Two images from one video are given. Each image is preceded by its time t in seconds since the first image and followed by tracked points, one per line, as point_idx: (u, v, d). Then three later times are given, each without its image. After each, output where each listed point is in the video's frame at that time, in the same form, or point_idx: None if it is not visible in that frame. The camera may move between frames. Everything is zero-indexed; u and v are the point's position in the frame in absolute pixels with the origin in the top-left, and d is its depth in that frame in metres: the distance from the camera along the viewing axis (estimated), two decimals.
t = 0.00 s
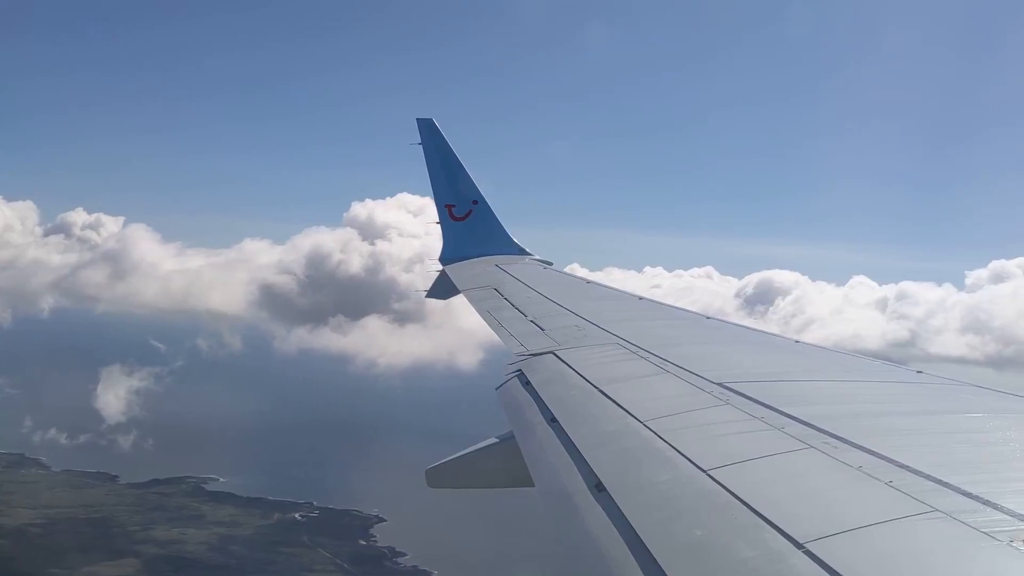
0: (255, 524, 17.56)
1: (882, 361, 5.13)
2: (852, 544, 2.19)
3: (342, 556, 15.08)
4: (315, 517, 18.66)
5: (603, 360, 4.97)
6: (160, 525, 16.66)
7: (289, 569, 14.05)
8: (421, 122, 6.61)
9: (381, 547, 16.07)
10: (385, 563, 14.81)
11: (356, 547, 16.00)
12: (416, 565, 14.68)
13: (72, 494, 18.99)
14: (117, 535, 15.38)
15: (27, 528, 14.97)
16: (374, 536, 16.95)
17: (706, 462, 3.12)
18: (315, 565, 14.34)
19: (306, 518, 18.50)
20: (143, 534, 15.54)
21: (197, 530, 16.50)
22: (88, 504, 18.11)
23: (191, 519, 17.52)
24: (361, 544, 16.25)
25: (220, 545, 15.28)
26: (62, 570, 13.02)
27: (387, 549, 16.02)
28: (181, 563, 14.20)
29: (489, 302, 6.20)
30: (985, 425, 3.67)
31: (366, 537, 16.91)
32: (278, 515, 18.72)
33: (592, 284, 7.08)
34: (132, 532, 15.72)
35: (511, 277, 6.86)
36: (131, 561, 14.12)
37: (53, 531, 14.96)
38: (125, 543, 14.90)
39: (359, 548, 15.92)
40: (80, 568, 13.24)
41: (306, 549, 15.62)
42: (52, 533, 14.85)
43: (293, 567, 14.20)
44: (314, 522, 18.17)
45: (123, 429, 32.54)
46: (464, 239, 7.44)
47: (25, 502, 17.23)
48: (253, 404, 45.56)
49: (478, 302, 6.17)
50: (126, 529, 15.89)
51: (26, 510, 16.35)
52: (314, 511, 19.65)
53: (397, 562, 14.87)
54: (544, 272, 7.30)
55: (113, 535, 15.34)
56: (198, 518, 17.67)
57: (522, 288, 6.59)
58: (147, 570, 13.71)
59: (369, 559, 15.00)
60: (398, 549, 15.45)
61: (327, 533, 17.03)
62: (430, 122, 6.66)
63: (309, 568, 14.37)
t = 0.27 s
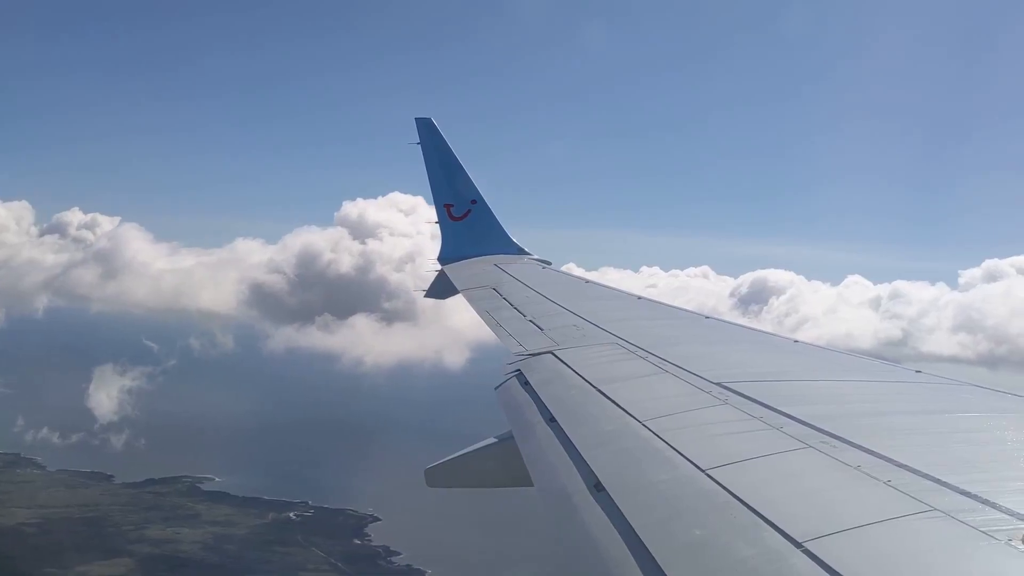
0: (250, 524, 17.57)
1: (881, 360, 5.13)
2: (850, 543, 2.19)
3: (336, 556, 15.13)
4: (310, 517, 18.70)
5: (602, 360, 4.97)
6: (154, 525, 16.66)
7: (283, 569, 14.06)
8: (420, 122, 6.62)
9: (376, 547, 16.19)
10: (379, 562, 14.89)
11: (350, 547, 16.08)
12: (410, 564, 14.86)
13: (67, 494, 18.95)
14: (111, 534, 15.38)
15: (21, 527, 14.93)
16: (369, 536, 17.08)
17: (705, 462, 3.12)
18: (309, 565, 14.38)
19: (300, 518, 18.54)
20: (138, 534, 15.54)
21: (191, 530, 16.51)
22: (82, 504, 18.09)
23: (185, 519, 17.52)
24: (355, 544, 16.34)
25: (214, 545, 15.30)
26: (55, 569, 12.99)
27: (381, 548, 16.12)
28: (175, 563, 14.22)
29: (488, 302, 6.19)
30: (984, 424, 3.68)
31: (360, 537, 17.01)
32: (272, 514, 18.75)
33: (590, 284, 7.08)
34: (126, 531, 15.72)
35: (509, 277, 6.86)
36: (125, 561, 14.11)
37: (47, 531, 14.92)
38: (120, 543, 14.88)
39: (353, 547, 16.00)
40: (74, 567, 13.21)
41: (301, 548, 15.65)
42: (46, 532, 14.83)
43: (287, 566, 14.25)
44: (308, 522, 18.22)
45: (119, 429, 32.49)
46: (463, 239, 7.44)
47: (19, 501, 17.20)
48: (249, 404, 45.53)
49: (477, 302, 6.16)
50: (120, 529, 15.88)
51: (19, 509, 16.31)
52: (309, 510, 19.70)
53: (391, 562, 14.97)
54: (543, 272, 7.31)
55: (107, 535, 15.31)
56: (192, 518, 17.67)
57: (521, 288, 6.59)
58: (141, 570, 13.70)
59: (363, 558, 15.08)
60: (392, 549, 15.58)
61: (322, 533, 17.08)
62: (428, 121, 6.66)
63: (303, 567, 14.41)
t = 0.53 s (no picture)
0: (244, 523, 17.57)
1: (880, 360, 5.13)
2: (850, 543, 2.19)
3: (331, 555, 15.15)
4: (304, 517, 18.71)
5: (601, 360, 4.97)
6: (149, 525, 16.65)
7: (277, 568, 14.06)
8: (419, 122, 6.62)
9: (370, 546, 16.24)
10: (373, 561, 14.91)
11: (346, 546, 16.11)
12: (404, 564, 14.96)
13: (61, 494, 18.91)
14: (105, 534, 15.33)
15: (15, 527, 14.88)
16: (364, 536, 17.14)
17: (704, 461, 3.12)
18: (303, 565, 14.37)
19: (295, 518, 18.54)
20: (132, 534, 15.53)
21: (186, 530, 16.50)
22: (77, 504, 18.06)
23: (180, 518, 17.51)
24: (350, 544, 16.37)
25: (209, 544, 15.29)
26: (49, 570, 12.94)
27: (375, 548, 16.16)
28: (169, 563, 14.20)
29: (487, 301, 6.20)
30: (984, 423, 3.68)
31: (355, 537, 17.05)
32: (267, 514, 18.76)
33: (590, 284, 7.08)
34: (120, 531, 15.69)
35: (509, 276, 6.86)
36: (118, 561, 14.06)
37: (41, 531, 14.87)
38: (114, 543, 14.86)
39: (348, 548, 16.02)
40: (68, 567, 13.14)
41: (295, 548, 15.65)
42: (41, 532, 14.79)
43: (281, 566, 14.25)
44: (303, 521, 18.23)
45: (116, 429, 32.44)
46: (463, 238, 7.44)
47: (14, 501, 17.15)
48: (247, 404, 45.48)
49: (475, 301, 6.17)
50: (115, 529, 15.85)
51: (14, 509, 16.27)
52: (304, 510, 19.71)
53: (385, 561, 15.01)
54: (542, 271, 7.31)
55: (101, 535, 15.28)
56: (187, 518, 17.66)
57: (520, 288, 6.58)
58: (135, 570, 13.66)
59: (357, 558, 15.09)
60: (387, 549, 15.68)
61: (317, 532, 17.10)
62: (427, 121, 6.67)
63: (297, 567, 14.41)
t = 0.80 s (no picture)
0: (239, 522, 17.57)
1: (879, 358, 5.13)
2: (850, 541, 2.19)
3: (325, 554, 15.17)
4: (299, 516, 18.71)
5: (600, 359, 4.97)
6: (143, 524, 16.62)
7: (270, 566, 14.06)
8: (418, 121, 6.62)
9: (365, 545, 16.27)
10: (368, 560, 14.93)
11: (341, 545, 16.11)
12: (400, 563, 15.04)
13: (57, 494, 18.89)
14: (100, 534, 15.29)
15: (9, 527, 14.83)
16: (359, 535, 17.15)
17: (703, 460, 3.12)
18: (297, 565, 14.34)
19: (289, 517, 18.54)
20: (127, 533, 15.53)
21: (180, 529, 16.49)
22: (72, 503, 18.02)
23: (175, 518, 17.50)
24: (345, 543, 16.37)
25: (204, 544, 15.28)
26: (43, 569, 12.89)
27: (370, 547, 16.20)
28: (163, 562, 14.18)
29: (487, 301, 6.20)
30: (982, 422, 3.68)
31: (350, 536, 17.06)
32: (262, 513, 18.76)
33: (589, 283, 7.08)
34: (115, 531, 15.66)
35: (508, 276, 6.86)
36: (112, 561, 14.01)
37: (35, 531, 14.83)
38: (109, 543, 14.82)
39: (343, 547, 16.02)
40: (61, 567, 13.08)
41: (290, 547, 15.64)
42: (35, 532, 14.74)
43: (275, 565, 14.22)
44: (298, 520, 18.23)
45: (113, 429, 32.39)
46: (462, 237, 7.44)
47: (8, 501, 17.10)
48: (244, 404, 45.46)
49: (475, 301, 6.17)
50: (109, 528, 15.81)
51: (8, 509, 16.22)
52: (298, 509, 19.72)
53: (380, 560, 15.05)
54: (541, 271, 7.31)
55: (96, 534, 15.26)
56: (182, 517, 17.65)
57: (519, 287, 6.58)
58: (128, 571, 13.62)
59: (352, 557, 15.09)
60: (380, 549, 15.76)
61: (312, 532, 17.10)
62: (426, 120, 6.66)
63: (291, 567, 14.38)
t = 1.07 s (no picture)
0: (234, 522, 17.57)
1: (879, 358, 5.13)
2: (848, 541, 2.19)
3: (320, 553, 15.19)
4: (294, 516, 18.71)
5: (600, 359, 4.97)
6: (137, 524, 16.59)
7: (264, 566, 14.06)
8: (417, 121, 6.62)
9: (359, 544, 16.31)
10: (362, 560, 14.93)
11: (335, 545, 16.11)
12: (393, 564, 15.05)
13: (51, 493, 18.84)
14: (93, 533, 15.24)
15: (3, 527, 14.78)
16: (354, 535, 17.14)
17: (702, 460, 3.12)
18: (291, 565, 14.32)
19: (284, 517, 18.53)
20: (121, 533, 15.51)
21: (175, 529, 16.49)
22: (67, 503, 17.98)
23: (169, 518, 17.48)
24: (339, 543, 16.38)
25: (197, 544, 15.26)
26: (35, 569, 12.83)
27: (364, 546, 16.24)
28: (157, 562, 14.15)
29: (486, 300, 6.20)
30: (982, 422, 3.68)
31: (345, 536, 17.06)
32: (257, 513, 18.76)
33: (589, 283, 7.08)
34: (109, 531, 15.63)
35: (508, 276, 6.86)
36: (105, 561, 13.95)
37: (28, 531, 14.78)
38: (103, 543, 14.78)
39: (337, 547, 16.01)
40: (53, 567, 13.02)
41: (283, 547, 15.64)
42: (28, 532, 14.69)
43: (268, 565, 14.19)
44: (292, 520, 18.23)
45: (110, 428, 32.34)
46: (461, 237, 7.44)
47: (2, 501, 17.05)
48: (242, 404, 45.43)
49: (474, 301, 6.17)
50: (103, 528, 15.77)
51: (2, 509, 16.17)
52: (293, 509, 19.74)
53: (373, 559, 15.06)
54: (541, 270, 7.30)
55: (90, 533, 15.24)
56: (177, 517, 17.62)
57: (519, 287, 6.58)
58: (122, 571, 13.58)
59: (345, 557, 15.09)
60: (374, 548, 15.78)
61: (306, 532, 17.10)
62: (426, 119, 6.66)
63: (285, 566, 14.36)
